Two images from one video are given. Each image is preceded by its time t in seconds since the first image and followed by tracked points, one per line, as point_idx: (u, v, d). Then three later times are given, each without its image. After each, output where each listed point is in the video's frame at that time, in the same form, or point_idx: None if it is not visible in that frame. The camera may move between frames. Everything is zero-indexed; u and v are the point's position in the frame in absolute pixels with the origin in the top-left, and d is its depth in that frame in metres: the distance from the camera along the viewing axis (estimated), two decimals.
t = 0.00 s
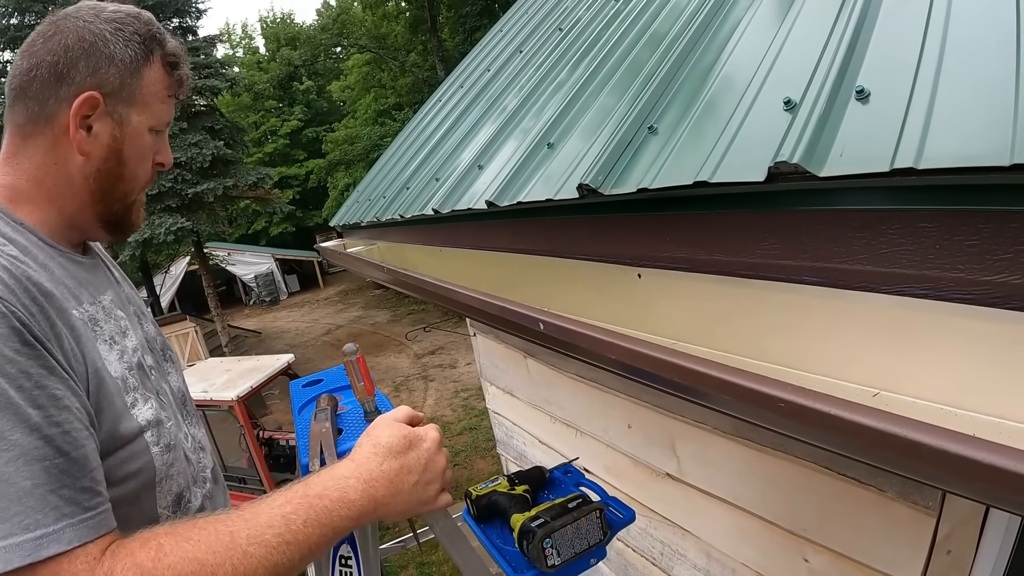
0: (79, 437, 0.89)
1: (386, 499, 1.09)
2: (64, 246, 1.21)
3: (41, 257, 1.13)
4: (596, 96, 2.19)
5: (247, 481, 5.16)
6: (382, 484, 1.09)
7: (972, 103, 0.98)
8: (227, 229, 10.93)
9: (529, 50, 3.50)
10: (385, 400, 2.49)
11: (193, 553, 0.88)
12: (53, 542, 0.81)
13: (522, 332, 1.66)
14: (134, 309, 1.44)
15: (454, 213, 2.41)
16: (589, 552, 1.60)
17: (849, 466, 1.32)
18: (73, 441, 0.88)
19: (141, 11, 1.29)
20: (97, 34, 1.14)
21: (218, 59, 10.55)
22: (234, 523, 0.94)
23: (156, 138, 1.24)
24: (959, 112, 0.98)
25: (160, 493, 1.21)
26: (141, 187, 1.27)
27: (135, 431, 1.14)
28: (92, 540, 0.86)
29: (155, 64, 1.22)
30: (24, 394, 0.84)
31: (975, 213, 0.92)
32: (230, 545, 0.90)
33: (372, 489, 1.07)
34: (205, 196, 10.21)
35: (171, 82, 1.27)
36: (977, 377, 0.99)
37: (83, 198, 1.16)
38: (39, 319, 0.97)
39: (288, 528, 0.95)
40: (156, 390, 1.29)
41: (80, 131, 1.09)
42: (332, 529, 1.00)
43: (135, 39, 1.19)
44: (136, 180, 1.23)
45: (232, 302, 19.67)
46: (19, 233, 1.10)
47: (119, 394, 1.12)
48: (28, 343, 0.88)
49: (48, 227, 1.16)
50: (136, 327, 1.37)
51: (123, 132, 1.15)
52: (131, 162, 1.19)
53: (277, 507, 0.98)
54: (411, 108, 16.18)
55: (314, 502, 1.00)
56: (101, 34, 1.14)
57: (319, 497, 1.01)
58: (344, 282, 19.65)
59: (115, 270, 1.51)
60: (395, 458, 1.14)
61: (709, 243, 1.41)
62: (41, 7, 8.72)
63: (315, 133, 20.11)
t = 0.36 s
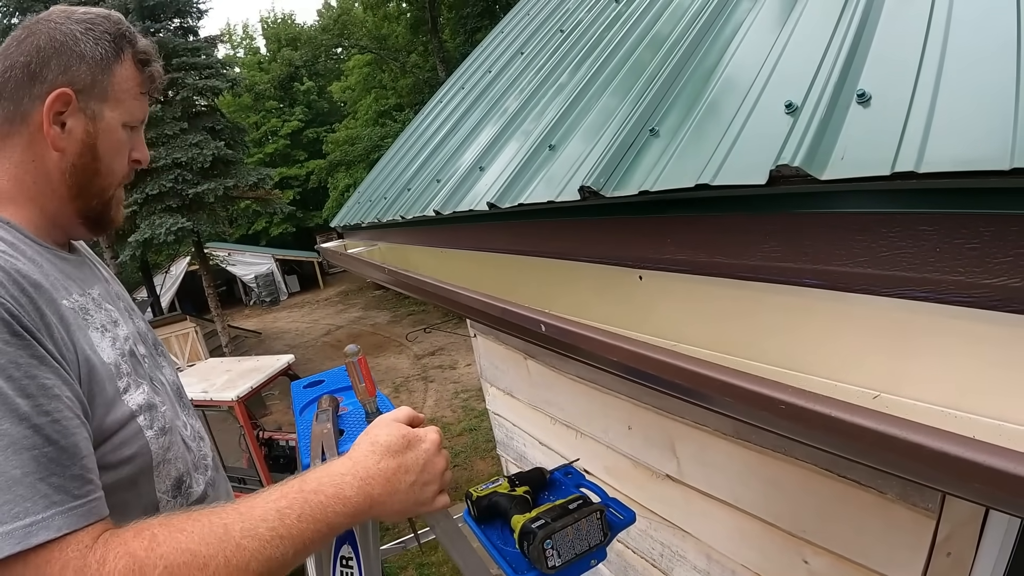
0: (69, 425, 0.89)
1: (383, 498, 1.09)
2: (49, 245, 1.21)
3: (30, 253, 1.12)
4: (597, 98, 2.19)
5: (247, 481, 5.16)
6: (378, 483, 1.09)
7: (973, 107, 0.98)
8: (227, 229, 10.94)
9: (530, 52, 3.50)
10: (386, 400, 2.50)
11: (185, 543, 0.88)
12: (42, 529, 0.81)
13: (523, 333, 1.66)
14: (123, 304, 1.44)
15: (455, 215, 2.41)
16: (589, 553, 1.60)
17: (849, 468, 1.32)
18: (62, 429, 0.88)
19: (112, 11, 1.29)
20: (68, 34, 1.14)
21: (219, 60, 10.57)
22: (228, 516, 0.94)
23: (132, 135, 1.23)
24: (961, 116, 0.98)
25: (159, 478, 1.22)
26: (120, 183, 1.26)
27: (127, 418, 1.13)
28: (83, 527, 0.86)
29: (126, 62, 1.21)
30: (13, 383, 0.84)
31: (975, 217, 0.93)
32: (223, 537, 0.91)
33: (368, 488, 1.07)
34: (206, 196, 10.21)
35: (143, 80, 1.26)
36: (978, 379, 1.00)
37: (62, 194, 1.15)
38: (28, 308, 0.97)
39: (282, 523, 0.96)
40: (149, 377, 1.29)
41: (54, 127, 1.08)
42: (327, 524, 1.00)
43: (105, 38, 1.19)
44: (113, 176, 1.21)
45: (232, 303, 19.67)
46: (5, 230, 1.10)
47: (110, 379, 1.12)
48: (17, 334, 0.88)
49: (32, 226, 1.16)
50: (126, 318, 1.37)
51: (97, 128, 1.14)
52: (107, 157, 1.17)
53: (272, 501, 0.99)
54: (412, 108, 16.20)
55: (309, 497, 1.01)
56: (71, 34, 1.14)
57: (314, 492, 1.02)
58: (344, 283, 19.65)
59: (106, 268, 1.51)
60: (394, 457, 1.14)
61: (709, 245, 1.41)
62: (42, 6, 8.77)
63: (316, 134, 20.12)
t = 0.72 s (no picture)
0: (76, 430, 0.89)
1: (392, 496, 1.10)
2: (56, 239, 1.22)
3: (35, 251, 1.12)
4: (603, 97, 2.20)
5: (251, 480, 5.17)
6: (388, 480, 1.10)
7: (981, 106, 0.98)
8: (232, 228, 10.97)
9: (536, 51, 3.51)
10: (391, 400, 2.50)
11: (196, 546, 0.88)
12: (51, 536, 0.81)
13: (529, 333, 1.66)
14: (130, 297, 1.43)
15: (461, 213, 2.42)
16: (593, 553, 1.60)
17: (854, 468, 1.32)
18: (69, 435, 0.88)
19: (129, 8, 1.29)
20: (77, 30, 1.14)
21: (224, 59, 10.60)
22: (238, 517, 0.94)
23: (138, 137, 1.23)
24: (968, 116, 0.98)
25: (170, 474, 1.22)
26: (123, 185, 1.26)
27: (139, 417, 1.14)
28: (92, 532, 0.87)
29: (137, 61, 1.21)
30: (18, 389, 0.84)
31: (982, 217, 0.93)
32: (233, 538, 0.91)
33: (379, 485, 1.08)
34: (210, 195, 10.25)
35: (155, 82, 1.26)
36: (982, 378, 0.99)
37: (64, 195, 1.16)
38: (34, 311, 0.96)
39: (292, 523, 0.96)
40: (158, 373, 1.29)
41: (57, 126, 1.09)
42: (337, 523, 1.01)
43: (116, 35, 1.19)
44: (116, 178, 1.22)
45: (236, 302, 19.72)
46: (10, 229, 1.10)
47: (121, 378, 1.12)
48: (22, 337, 0.87)
49: (35, 225, 1.16)
50: (134, 313, 1.37)
51: (101, 129, 1.14)
52: (110, 160, 1.17)
53: (282, 501, 0.99)
54: (416, 108, 16.22)
55: (318, 497, 1.01)
56: (81, 30, 1.15)
57: (324, 491, 1.02)
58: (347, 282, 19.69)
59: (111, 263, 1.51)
60: (403, 455, 1.15)
61: (715, 244, 1.42)
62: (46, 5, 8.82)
63: (320, 133, 20.16)
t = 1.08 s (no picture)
0: (80, 440, 0.89)
1: (388, 487, 1.09)
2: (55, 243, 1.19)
3: (40, 255, 1.13)
4: (603, 99, 2.20)
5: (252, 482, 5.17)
6: (383, 472, 1.09)
7: (981, 106, 0.98)
8: (233, 230, 10.98)
9: (536, 53, 3.51)
10: (392, 401, 2.50)
11: (193, 549, 0.90)
12: (56, 547, 0.82)
13: (530, 334, 1.66)
14: (137, 294, 1.43)
15: (461, 215, 2.42)
16: (594, 554, 1.61)
17: (854, 469, 1.32)
18: (73, 445, 0.88)
19: None
20: (45, 25, 1.07)
21: (224, 61, 10.61)
22: (233, 518, 0.96)
23: (122, 133, 1.12)
24: (967, 116, 0.98)
25: (176, 472, 1.21)
26: (114, 185, 1.17)
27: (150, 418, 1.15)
28: (98, 542, 0.87)
29: (111, 49, 1.09)
30: (23, 402, 0.84)
31: (980, 217, 0.93)
32: (229, 540, 0.92)
33: (372, 477, 1.08)
34: (211, 197, 10.26)
35: (141, 69, 1.14)
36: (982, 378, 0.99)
37: (45, 200, 1.12)
38: (41, 320, 0.96)
39: (286, 522, 0.97)
40: (165, 373, 1.30)
41: (20, 127, 1.03)
42: (331, 519, 1.02)
43: (84, 23, 1.08)
44: (96, 178, 1.12)
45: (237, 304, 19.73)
46: (14, 233, 1.10)
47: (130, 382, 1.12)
48: (25, 350, 0.87)
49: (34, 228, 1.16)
50: (140, 311, 1.37)
51: (68, 127, 1.05)
52: (83, 159, 1.09)
53: (276, 500, 1.01)
54: (416, 110, 16.24)
55: (310, 493, 1.02)
56: (48, 24, 1.07)
57: (316, 487, 1.04)
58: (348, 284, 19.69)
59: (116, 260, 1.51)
60: (398, 446, 1.15)
61: (715, 245, 1.42)
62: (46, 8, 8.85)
63: (321, 135, 20.18)
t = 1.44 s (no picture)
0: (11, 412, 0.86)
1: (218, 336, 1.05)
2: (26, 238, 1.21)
3: None
4: (600, 98, 2.20)
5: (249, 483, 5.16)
6: (197, 324, 1.06)
7: (975, 106, 0.99)
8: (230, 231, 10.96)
9: (533, 53, 3.51)
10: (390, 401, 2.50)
11: (64, 462, 0.80)
12: None
13: (527, 334, 1.66)
14: (128, 288, 1.44)
15: (458, 215, 2.42)
16: (592, 553, 1.61)
17: (852, 468, 1.32)
18: None
19: None
20: None
21: (221, 61, 10.60)
22: (91, 424, 0.86)
23: (74, 121, 1.12)
24: (962, 115, 0.98)
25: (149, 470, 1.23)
26: (76, 177, 1.17)
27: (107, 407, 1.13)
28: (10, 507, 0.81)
29: (50, 36, 1.06)
30: None
31: (976, 216, 0.93)
32: (94, 443, 0.83)
33: (200, 338, 1.02)
34: (209, 198, 10.25)
35: (80, 51, 1.11)
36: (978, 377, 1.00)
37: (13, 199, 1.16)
38: None
39: (136, 405, 0.89)
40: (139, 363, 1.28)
41: None
42: (186, 387, 0.96)
43: (19, 14, 1.04)
44: (54, 172, 1.13)
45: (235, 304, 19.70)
46: None
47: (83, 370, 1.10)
48: None
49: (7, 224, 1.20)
50: (122, 302, 1.37)
51: (18, 125, 1.05)
52: (40, 156, 1.09)
53: (118, 394, 0.90)
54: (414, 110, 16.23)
55: (152, 375, 0.94)
56: None
57: (154, 368, 0.95)
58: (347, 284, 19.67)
59: (107, 254, 1.53)
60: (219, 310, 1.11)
61: (711, 245, 1.42)
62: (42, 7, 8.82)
63: (319, 136, 20.16)
